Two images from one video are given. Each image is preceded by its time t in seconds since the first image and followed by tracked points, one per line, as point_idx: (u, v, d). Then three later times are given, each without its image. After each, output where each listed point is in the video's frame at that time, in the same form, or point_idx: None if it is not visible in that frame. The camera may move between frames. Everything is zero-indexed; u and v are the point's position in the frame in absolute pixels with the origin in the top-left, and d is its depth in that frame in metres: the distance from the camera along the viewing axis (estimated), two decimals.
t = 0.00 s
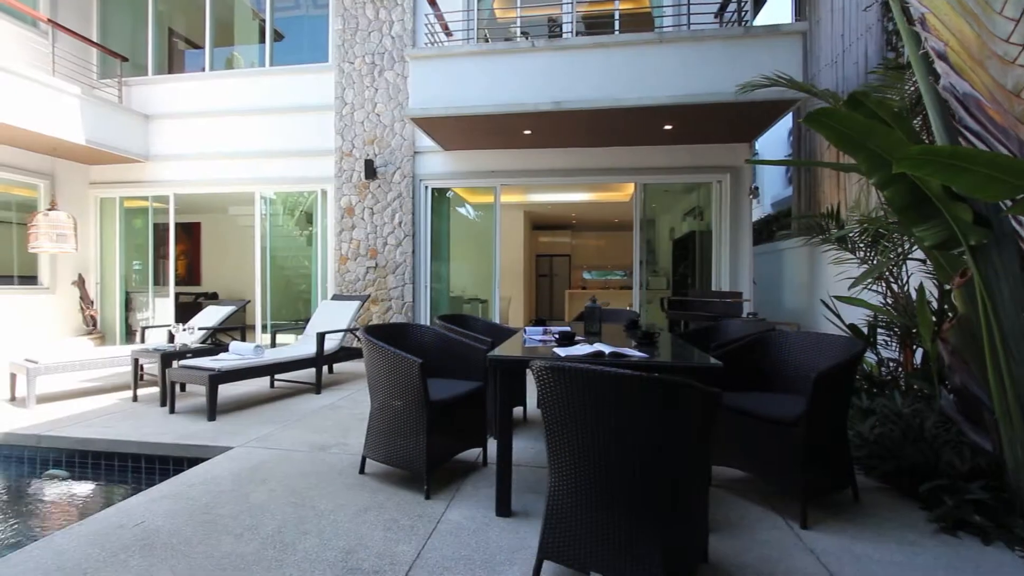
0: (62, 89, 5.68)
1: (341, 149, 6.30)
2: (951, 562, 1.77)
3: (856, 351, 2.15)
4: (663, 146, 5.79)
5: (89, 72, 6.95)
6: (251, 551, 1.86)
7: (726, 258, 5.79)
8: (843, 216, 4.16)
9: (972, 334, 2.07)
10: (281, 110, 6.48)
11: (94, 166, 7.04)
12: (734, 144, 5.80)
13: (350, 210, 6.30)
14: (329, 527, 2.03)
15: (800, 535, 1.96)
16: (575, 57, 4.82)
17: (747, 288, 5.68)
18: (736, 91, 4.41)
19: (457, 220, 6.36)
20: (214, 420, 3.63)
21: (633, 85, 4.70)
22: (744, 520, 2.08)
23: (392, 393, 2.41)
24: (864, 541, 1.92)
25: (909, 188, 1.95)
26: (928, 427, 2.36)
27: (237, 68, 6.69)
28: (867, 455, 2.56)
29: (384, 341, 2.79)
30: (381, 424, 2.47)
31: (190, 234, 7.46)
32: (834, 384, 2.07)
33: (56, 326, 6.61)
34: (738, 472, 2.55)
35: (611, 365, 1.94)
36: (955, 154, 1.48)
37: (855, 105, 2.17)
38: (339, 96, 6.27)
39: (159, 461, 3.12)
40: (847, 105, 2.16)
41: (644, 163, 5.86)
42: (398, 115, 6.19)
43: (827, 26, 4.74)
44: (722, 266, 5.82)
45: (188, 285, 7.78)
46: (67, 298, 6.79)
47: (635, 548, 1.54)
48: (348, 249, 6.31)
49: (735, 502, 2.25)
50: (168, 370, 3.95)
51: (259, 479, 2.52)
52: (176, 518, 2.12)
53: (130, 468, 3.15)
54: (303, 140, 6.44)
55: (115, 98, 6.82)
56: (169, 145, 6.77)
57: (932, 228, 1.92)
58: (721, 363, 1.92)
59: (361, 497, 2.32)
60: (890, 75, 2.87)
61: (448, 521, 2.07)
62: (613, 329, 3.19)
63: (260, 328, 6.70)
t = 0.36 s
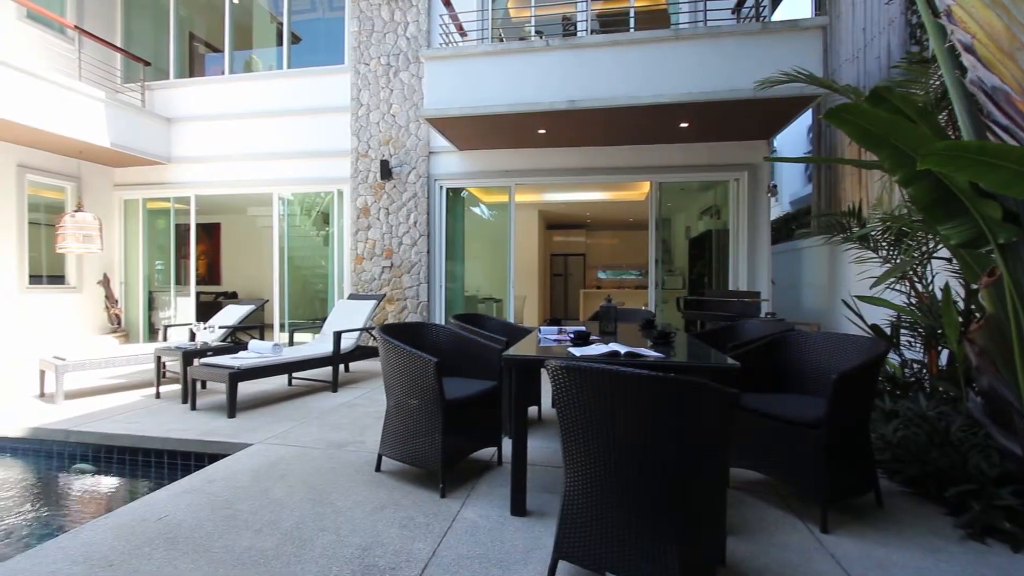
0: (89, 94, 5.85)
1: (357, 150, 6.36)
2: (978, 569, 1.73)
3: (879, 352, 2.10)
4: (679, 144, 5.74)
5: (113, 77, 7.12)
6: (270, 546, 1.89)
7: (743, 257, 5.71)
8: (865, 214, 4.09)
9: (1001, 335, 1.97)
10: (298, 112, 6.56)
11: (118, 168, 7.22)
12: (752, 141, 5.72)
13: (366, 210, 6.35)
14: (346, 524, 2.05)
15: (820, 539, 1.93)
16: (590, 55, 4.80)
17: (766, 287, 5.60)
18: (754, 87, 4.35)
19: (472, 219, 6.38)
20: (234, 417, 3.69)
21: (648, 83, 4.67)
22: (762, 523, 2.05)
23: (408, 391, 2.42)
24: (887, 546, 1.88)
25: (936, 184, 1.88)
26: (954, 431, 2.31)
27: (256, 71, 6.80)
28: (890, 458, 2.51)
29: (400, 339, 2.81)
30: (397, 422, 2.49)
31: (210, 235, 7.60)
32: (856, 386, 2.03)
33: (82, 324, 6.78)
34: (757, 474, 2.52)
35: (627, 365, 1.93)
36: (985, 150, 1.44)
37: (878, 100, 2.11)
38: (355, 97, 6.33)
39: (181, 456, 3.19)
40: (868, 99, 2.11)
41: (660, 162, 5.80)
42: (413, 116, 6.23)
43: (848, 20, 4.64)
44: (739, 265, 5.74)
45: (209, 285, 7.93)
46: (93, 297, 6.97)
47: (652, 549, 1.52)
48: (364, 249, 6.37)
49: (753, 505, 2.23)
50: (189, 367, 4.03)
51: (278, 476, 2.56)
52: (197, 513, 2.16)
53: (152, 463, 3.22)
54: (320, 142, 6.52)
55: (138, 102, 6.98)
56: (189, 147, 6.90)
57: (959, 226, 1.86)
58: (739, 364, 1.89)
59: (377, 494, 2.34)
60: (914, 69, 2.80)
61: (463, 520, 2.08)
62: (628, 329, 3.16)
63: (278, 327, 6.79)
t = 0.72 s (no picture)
0: (121, 98, 6.05)
1: (377, 150, 6.42)
2: None
3: (910, 353, 2.04)
4: (700, 141, 5.66)
5: (143, 81, 7.33)
6: (295, 539, 1.92)
7: (767, 256, 5.58)
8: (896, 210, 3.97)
9: None
10: (319, 113, 6.65)
11: (148, 170, 7.43)
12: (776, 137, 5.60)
13: (386, 210, 6.42)
14: (367, 518, 2.08)
15: (848, 544, 1.88)
16: (609, 52, 4.76)
17: (790, 286, 5.48)
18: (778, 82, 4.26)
19: (491, 218, 6.40)
20: (258, 412, 3.77)
21: (669, 79, 4.61)
22: (787, 527, 2.01)
23: (428, 389, 2.44)
24: (918, 553, 1.83)
25: (974, 178, 1.81)
26: (989, 435, 2.23)
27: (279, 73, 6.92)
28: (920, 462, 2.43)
29: (420, 338, 2.83)
30: (417, 419, 2.51)
31: (235, 235, 7.76)
32: (886, 388, 1.98)
33: (113, 321, 7.00)
34: (780, 477, 2.47)
35: (647, 364, 1.91)
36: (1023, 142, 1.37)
37: (910, 93, 2.05)
38: (375, 98, 6.40)
39: (209, 450, 3.27)
40: (899, 93, 2.05)
41: (681, 159, 5.72)
42: (432, 116, 6.26)
43: (878, 11, 4.51)
44: (763, 264, 5.62)
45: (234, 283, 8.10)
46: (124, 296, 7.19)
47: (673, 552, 1.50)
48: (384, 248, 6.44)
49: (777, 508, 2.18)
50: (216, 364, 4.13)
51: (301, 471, 2.60)
52: (224, 505, 2.22)
53: (181, 456, 3.32)
54: (341, 142, 6.61)
55: (167, 106, 7.17)
56: (215, 149, 7.06)
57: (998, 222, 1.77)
58: (762, 364, 1.86)
59: (397, 490, 2.36)
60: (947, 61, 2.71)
61: (483, 517, 2.09)
62: (649, 328, 3.14)
63: (300, 325, 6.90)
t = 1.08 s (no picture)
0: (155, 101, 6.26)
1: (401, 149, 6.49)
2: None
3: (949, 354, 1.96)
4: (726, 137, 5.55)
5: (176, 86, 7.56)
6: (321, 533, 1.96)
7: (796, 254, 5.45)
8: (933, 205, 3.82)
9: None
10: (344, 114, 6.75)
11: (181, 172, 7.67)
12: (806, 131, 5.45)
13: (409, 209, 6.48)
14: (392, 514, 2.11)
15: (881, 551, 1.83)
16: (632, 48, 4.72)
17: (820, 285, 5.34)
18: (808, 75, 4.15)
19: (512, 217, 6.40)
20: (286, 408, 3.85)
21: (694, 73, 4.53)
22: (818, 532, 1.96)
23: (451, 387, 2.46)
24: (956, 562, 1.76)
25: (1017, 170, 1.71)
26: None
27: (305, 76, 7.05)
28: (960, 468, 2.34)
29: (444, 336, 2.86)
30: (440, 416, 2.53)
31: (263, 234, 7.94)
32: (923, 390, 1.91)
33: (148, 318, 7.24)
34: (809, 480, 2.41)
35: (672, 364, 1.88)
36: None
37: (950, 82, 1.95)
38: (399, 98, 6.46)
39: (239, 444, 3.36)
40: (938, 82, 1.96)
41: (706, 155, 5.62)
42: (455, 115, 6.29)
43: None
44: (791, 262, 5.49)
45: (262, 282, 8.29)
46: (158, 293, 7.44)
47: (699, 554, 1.48)
48: (408, 247, 6.50)
49: (807, 512, 2.13)
50: (245, 360, 4.24)
51: (328, 465, 2.65)
52: (254, 498, 2.28)
53: (213, 449, 3.42)
54: (365, 143, 6.70)
55: (199, 109, 7.38)
56: (244, 151, 7.23)
57: None
58: (792, 365, 1.81)
59: (420, 487, 2.38)
60: (989, 49, 2.59)
61: (506, 515, 2.09)
62: (673, 327, 3.10)
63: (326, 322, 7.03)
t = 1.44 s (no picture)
0: (194, 105, 6.48)
1: (427, 148, 6.55)
2: None
3: (998, 356, 1.87)
4: (758, 131, 5.41)
5: (212, 89, 7.80)
6: (352, 526, 2.00)
7: (831, 251, 5.26)
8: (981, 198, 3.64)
9: None
10: (372, 114, 6.86)
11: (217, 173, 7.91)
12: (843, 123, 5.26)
13: (436, 207, 6.54)
14: (419, 509, 2.13)
15: (923, 560, 1.75)
16: (660, 41, 4.63)
17: (858, 283, 5.16)
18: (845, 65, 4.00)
19: (538, 215, 6.39)
20: (317, 403, 3.94)
21: (725, 66, 4.42)
22: (855, 539, 1.90)
23: (477, 383, 2.47)
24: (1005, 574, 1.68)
25: None
26: None
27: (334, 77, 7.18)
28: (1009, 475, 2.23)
29: (471, 333, 2.88)
30: (466, 413, 2.55)
31: (295, 234, 8.13)
32: (970, 393, 1.83)
33: (186, 315, 7.50)
34: (846, 485, 2.34)
35: (702, 363, 1.85)
36: None
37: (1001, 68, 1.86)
38: (425, 97, 6.52)
39: (272, 437, 3.46)
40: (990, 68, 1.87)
41: (737, 150, 5.49)
42: (481, 113, 6.31)
43: None
44: (826, 259, 5.31)
45: (294, 279, 8.50)
46: (196, 291, 7.70)
47: (730, 557, 1.45)
48: (434, 245, 6.56)
49: (843, 517, 2.06)
50: (278, 356, 4.36)
51: (357, 460, 2.70)
52: (287, 490, 2.34)
53: (248, 442, 3.53)
54: (393, 142, 6.78)
55: (233, 112, 7.60)
56: (277, 152, 7.41)
57: None
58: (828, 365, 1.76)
59: (447, 482, 2.41)
60: None
61: (532, 513, 2.09)
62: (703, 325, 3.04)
63: (355, 319, 7.16)
